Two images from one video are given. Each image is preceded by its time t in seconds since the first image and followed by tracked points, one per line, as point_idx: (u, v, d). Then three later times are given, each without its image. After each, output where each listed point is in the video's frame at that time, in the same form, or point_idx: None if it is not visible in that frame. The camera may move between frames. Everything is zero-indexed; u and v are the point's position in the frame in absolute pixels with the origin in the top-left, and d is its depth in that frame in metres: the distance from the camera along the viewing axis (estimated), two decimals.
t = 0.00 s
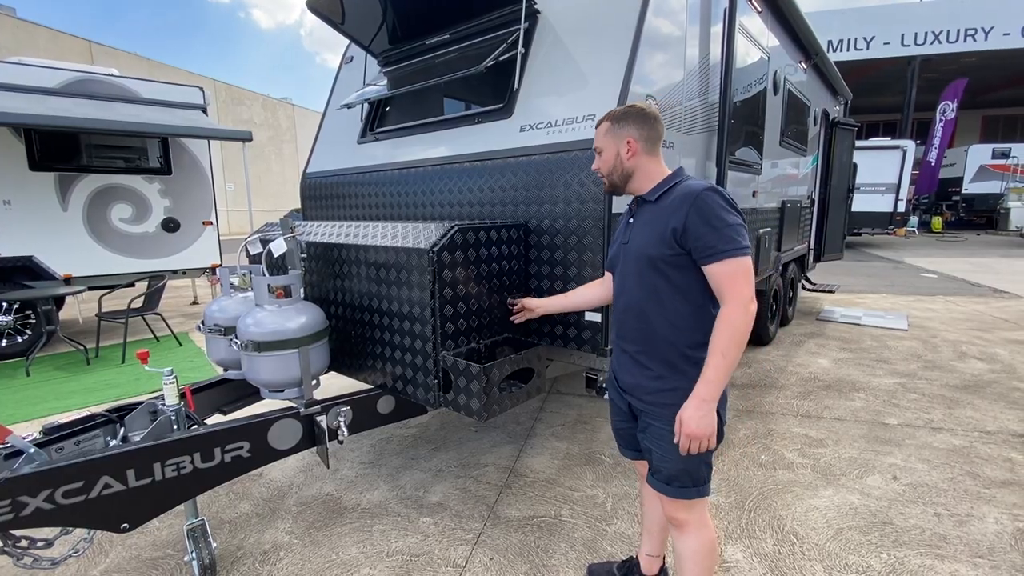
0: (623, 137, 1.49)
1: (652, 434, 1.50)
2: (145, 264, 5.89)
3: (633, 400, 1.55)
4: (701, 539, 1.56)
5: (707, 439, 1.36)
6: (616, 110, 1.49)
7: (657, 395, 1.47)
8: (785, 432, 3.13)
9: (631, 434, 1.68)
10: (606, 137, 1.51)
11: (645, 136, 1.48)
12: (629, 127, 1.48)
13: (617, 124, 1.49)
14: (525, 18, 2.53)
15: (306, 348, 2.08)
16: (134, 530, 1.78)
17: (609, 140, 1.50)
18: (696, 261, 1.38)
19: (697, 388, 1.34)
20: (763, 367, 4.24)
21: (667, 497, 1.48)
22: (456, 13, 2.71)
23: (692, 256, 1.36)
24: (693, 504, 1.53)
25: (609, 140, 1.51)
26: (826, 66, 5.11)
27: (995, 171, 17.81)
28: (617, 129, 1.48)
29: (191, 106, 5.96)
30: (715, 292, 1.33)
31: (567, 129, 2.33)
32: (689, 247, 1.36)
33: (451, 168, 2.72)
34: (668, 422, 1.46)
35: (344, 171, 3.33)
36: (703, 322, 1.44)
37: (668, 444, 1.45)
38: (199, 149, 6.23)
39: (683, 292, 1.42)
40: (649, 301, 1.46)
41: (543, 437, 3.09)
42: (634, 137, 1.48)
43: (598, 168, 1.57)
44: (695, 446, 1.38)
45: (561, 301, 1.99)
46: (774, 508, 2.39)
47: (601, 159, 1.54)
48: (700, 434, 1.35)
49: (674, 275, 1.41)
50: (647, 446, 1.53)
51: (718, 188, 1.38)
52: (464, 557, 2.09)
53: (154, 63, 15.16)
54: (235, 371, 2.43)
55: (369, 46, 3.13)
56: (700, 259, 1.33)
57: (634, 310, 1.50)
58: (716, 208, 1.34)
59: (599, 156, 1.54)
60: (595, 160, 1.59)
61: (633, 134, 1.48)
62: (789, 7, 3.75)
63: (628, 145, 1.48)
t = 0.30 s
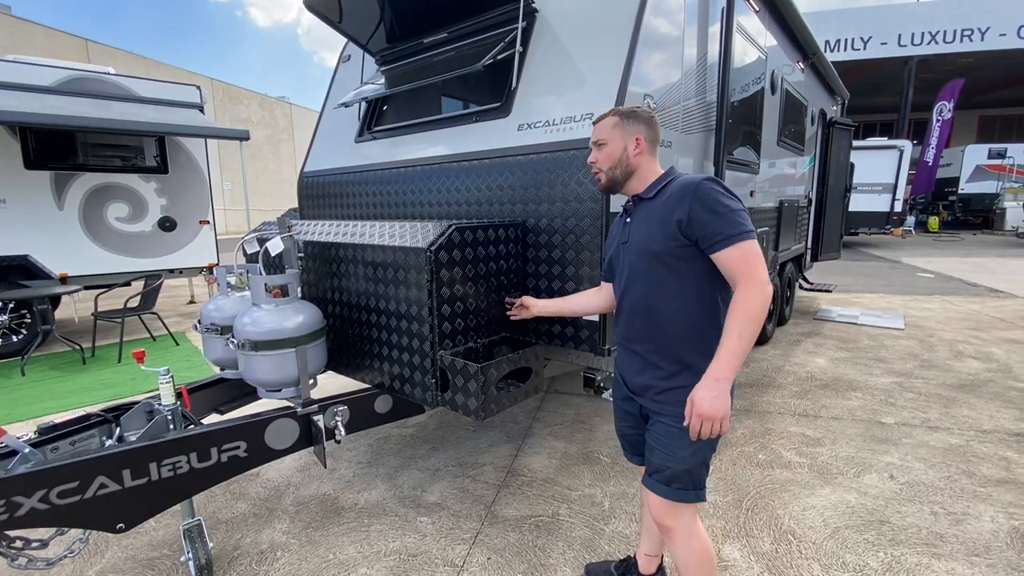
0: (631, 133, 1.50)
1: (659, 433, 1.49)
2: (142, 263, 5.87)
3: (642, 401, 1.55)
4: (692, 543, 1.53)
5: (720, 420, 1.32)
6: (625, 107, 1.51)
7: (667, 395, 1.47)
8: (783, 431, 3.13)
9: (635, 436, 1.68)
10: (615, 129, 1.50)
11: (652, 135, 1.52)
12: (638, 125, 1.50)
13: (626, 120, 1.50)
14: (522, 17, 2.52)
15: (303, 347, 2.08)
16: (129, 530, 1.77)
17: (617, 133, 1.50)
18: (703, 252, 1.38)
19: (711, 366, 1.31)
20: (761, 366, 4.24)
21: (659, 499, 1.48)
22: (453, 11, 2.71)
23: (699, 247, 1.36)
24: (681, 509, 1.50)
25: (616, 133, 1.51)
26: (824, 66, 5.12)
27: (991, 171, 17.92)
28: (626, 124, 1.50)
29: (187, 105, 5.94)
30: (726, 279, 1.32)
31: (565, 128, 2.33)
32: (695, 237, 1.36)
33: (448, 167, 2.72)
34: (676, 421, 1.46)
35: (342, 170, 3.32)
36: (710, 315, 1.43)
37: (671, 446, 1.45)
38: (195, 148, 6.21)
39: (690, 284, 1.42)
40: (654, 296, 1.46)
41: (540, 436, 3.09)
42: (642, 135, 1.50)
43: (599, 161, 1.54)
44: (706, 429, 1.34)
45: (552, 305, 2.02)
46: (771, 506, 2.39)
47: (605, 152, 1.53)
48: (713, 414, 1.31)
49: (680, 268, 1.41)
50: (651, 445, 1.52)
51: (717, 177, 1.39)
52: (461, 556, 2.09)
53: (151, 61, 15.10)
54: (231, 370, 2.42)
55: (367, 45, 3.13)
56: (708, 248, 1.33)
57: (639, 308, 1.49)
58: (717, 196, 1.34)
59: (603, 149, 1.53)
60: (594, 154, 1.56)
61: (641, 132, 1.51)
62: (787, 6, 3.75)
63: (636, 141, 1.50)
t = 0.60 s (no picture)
0: (660, 127, 1.52)
1: (683, 452, 1.47)
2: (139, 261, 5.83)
3: (664, 416, 1.53)
4: (717, 562, 1.53)
5: (798, 440, 1.29)
6: (654, 100, 1.53)
7: (690, 410, 1.45)
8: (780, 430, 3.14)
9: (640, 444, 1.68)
10: (646, 119, 1.50)
11: (677, 134, 1.55)
12: (666, 120, 1.53)
13: (656, 113, 1.51)
14: (520, 14, 2.52)
15: (301, 346, 2.07)
16: (126, 529, 1.76)
17: (648, 122, 1.50)
18: (723, 250, 1.38)
19: (771, 387, 1.29)
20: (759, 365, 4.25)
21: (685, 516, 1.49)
22: (451, 10, 2.71)
23: (719, 245, 1.35)
24: (707, 525, 1.50)
25: (646, 123, 1.50)
26: (822, 65, 5.13)
27: (988, 171, 17.97)
28: (656, 116, 1.51)
29: (184, 103, 5.93)
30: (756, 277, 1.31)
31: (563, 127, 2.33)
32: (714, 235, 1.35)
33: (445, 166, 2.72)
34: (701, 440, 1.44)
35: (339, 169, 3.31)
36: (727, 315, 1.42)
37: (700, 468, 1.44)
38: (193, 147, 6.19)
39: (710, 284, 1.41)
40: (669, 296, 1.45)
41: (539, 435, 3.09)
42: (670, 130, 1.53)
43: (623, 148, 1.52)
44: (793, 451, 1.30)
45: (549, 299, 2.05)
46: (769, 505, 2.39)
47: (631, 140, 1.51)
48: (789, 438, 1.28)
49: (697, 267, 1.41)
50: (675, 463, 1.51)
51: (732, 172, 1.39)
52: (460, 555, 2.09)
53: (148, 59, 15.06)
54: (229, 370, 2.42)
55: (364, 43, 3.12)
56: (730, 245, 1.32)
57: (657, 312, 1.49)
58: (735, 191, 1.34)
59: (630, 137, 1.51)
60: (616, 141, 1.54)
61: (668, 128, 1.53)
62: (785, 5, 3.75)
63: (664, 135, 1.52)
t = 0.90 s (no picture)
0: (656, 132, 1.52)
1: (685, 451, 1.48)
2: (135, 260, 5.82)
3: (669, 415, 1.55)
4: (716, 563, 1.53)
5: (781, 441, 1.26)
6: (650, 105, 1.53)
7: (693, 410, 1.46)
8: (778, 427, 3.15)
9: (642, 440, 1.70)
10: (641, 124, 1.50)
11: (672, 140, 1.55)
12: (661, 125, 1.53)
13: (651, 118, 1.51)
14: (518, 12, 2.52)
15: (298, 344, 2.07)
16: (124, 528, 1.76)
17: (643, 128, 1.50)
18: (713, 250, 1.37)
19: (755, 384, 1.27)
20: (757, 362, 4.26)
21: (685, 513, 1.49)
22: (448, 7, 2.70)
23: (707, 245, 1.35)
24: (705, 523, 1.51)
25: (641, 128, 1.50)
26: (819, 64, 5.13)
27: (985, 168, 18.03)
28: (651, 121, 1.51)
29: (181, 101, 5.91)
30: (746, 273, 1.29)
31: (561, 125, 2.32)
32: (702, 236, 1.35)
33: (442, 163, 2.72)
34: (703, 440, 1.45)
35: (336, 166, 3.31)
36: (724, 313, 1.42)
37: (700, 468, 1.44)
38: (190, 145, 6.17)
39: (703, 284, 1.41)
40: (664, 298, 1.46)
41: (536, 433, 3.10)
42: (664, 135, 1.53)
43: (618, 152, 1.52)
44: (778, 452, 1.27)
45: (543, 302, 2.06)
46: (766, 502, 2.40)
47: (626, 144, 1.51)
48: (770, 437, 1.26)
49: (689, 269, 1.41)
50: (676, 462, 1.51)
51: (716, 170, 1.38)
52: (458, 553, 2.09)
53: (145, 57, 15.01)
54: (227, 368, 2.41)
55: (362, 41, 3.12)
56: (718, 245, 1.31)
57: (655, 318, 1.50)
58: (718, 190, 1.33)
59: (625, 141, 1.51)
60: (611, 145, 1.54)
61: (663, 133, 1.53)
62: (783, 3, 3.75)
63: (659, 140, 1.52)
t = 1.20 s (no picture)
0: (642, 117, 1.48)
1: (656, 442, 1.48)
2: (132, 258, 5.81)
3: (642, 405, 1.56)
4: (694, 554, 1.53)
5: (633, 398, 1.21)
6: (636, 91, 1.50)
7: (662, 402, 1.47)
8: (775, 422, 3.16)
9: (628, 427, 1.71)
10: (626, 114, 1.48)
11: (665, 122, 1.50)
12: (650, 110, 1.48)
13: (638, 104, 1.48)
14: (516, 8, 2.51)
15: (297, 342, 2.07)
16: (124, 525, 1.76)
17: (627, 117, 1.48)
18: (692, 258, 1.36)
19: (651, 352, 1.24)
20: (755, 359, 4.27)
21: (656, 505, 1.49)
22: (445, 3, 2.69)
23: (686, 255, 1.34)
24: (677, 516, 1.51)
25: (626, 117, 1.49)
26: (817, 59, 5.13)
27: (983, 164, 18.06)
28: (637, 108, 1.48)
29: (177, 97, 5.89)
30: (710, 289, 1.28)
31: (559, 121, 2.32)
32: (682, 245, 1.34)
33: (441, 161, 2.71)
34: (670, 430, 1.45)
35: (334, 163, 3.30)
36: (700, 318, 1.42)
37: (666, 457, 1.45)
38: (186, 142, 6.16)
39: (683, 290, 1.41)
40: (645, 297, 1.47)
41: (535, 429, 3.10)
42: (654, 120, 1.49)
43: (606, 144, 1.52)
44: (625, 407, 1.23)
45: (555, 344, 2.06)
46: (764, 497, 2.41)
47: (612, 137, 1.51)
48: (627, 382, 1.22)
49: (670, 273, 1.40)
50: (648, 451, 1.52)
51: (711, 179, 1.35)
52: (457, 549, 2.10)
53: (140, 54, 14.93)
54: (226, 365, 2.41)
55: (359, 37, 3.10)
56: (694, 256, 1.30)
57: (637, 314, 1.52)
58: (707, 201, 1.30)
59: (612, 133, 1.51)
60: (600, 138, 1.54)
61: (653, 117, 1.49)
62: None
63: (647, 126, 1.48)
